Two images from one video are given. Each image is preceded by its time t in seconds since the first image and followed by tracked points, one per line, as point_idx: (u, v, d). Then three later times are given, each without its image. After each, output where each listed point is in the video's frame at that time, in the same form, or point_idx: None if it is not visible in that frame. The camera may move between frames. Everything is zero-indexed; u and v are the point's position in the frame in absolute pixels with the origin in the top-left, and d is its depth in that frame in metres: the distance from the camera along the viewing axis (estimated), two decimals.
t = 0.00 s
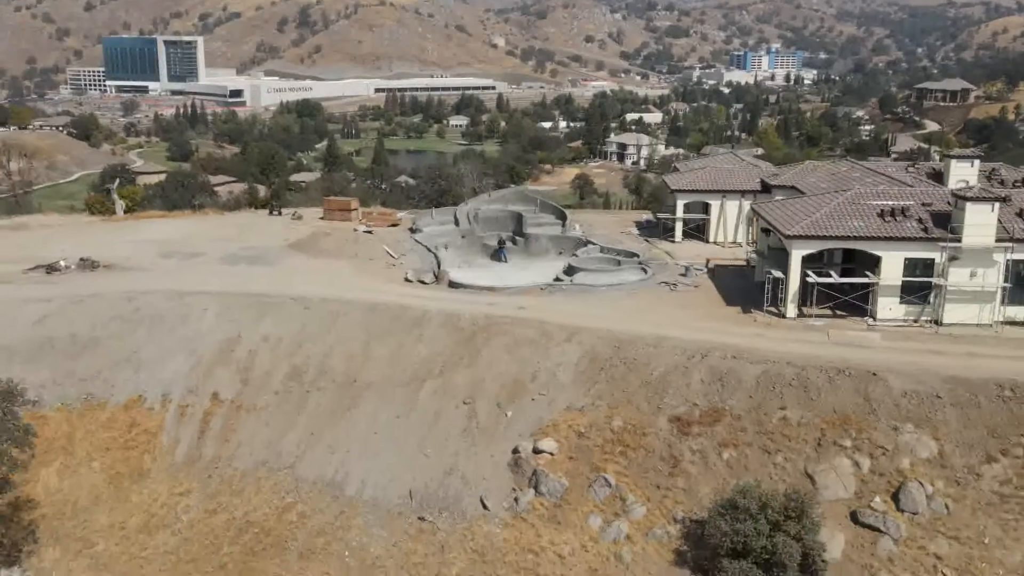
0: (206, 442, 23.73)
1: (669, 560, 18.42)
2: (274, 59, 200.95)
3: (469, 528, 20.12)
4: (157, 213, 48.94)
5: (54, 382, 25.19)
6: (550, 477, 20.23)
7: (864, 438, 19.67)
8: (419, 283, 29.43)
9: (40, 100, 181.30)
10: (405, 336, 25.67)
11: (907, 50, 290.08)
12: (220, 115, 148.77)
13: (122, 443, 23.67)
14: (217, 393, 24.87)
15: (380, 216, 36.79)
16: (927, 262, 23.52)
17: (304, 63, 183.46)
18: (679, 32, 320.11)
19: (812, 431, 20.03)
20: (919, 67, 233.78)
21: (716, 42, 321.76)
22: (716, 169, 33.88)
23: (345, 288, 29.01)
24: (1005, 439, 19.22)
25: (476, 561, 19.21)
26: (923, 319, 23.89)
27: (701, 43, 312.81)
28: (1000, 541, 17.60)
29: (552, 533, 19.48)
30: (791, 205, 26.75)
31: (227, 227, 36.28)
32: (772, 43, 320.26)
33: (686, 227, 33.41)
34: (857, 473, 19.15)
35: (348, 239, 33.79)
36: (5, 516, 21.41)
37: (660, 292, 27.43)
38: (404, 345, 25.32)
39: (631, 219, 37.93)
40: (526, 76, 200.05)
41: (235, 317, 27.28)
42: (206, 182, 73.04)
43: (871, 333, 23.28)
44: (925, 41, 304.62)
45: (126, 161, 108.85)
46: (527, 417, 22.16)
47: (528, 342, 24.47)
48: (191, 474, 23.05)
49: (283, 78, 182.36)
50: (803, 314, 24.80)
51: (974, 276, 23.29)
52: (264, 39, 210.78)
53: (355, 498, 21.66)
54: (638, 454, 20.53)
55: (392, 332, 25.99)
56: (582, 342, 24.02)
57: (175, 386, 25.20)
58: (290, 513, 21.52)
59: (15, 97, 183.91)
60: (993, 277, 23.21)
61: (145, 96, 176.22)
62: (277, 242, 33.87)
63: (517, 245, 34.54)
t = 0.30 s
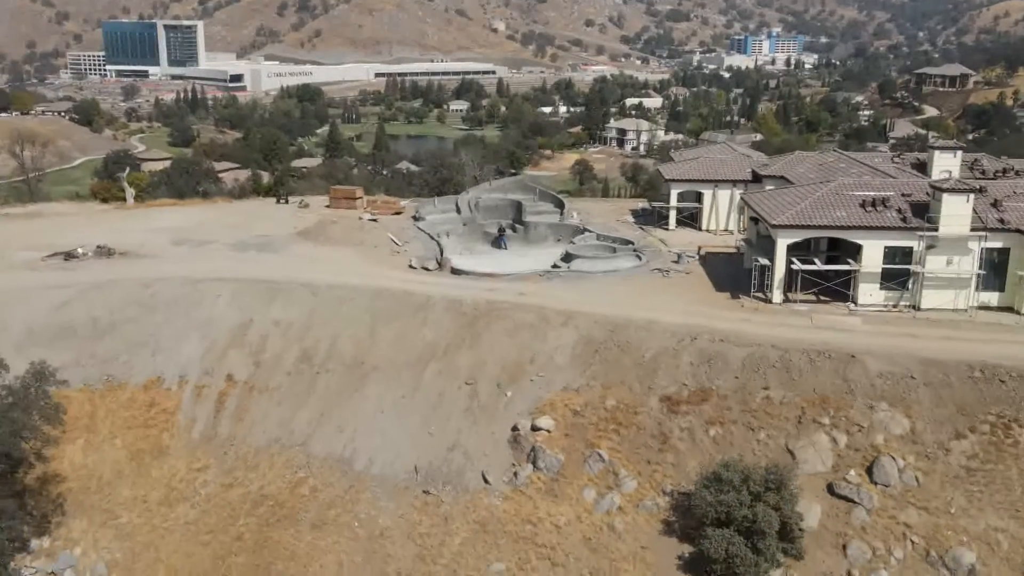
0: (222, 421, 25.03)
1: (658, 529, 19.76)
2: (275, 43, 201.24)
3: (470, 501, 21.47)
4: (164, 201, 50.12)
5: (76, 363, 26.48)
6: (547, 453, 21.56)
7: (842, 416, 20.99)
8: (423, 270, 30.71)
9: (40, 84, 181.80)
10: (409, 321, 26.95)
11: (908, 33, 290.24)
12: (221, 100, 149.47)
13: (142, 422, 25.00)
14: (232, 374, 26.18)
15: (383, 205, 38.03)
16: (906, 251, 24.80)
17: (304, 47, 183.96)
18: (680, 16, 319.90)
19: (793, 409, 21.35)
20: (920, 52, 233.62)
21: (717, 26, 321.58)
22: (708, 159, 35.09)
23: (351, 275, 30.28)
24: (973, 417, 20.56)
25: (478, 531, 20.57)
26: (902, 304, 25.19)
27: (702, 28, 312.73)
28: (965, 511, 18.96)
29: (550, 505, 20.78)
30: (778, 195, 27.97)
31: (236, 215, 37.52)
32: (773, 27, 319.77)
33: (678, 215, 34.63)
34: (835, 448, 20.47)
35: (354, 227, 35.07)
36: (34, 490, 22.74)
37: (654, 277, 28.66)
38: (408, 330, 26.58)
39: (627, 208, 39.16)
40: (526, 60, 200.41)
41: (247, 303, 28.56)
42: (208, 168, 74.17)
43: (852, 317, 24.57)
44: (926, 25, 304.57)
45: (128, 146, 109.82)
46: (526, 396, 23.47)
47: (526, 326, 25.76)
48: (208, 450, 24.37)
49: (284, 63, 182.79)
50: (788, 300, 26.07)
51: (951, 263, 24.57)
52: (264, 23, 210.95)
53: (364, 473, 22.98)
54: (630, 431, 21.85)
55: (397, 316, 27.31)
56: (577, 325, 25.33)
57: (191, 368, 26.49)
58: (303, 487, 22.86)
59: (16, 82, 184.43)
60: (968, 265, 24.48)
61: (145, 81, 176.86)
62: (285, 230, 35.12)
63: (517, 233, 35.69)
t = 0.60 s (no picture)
0: (236, 400, 26.34)
1: (649, 500, 21.08)
2: (275, 28, 201.54)
3: (473, 475, 22.81)
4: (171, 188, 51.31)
5: (96, 345, 27.74)
6: (545, 430, 22.89)
7: (823, 395, 22.29)
8: (427, 257, 31.97)
9: (41, 69, 182.26)
10: (414, 306, 28.21)
11: (909, 18, 290.14)
12: (221, 85, 150.24)
13: (161, 401, 26.29)
14: (245, 356, 27.48)
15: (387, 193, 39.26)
16: (887, 238, 26.05)
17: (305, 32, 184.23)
18: (681, 0, 319.53)
19: (777, 389, 22.66)
20: (921, 36, 233.76)
21: (717, 11, 321.18)
22: (702, 150, 36.29)
23: (359, 261, 31.55)
24: (945, 395, 21.88)
25: (480, 503, 21.92)
26: (884, 290, 26.48)
27: (702, 13, 312.45)
28: (936, 483, 20.28)
29: (547, 478, 22.13)
30: (767, 185, 29.20)
31: (244, 203, 38.73)
32: (774, 11, 319.43)
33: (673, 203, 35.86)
34: (816, 425, 21.77)
35: (359, 216, 36.29)
36: (60, 464, 24.02)
37: (648, 264, 29.93)
38: (413, 314, 27.85)
39: (624, 195, 40.35)
40: (526, 45, 200.80)
41: (259, 288, 29.81)
42: (211, 154, 75.33)
43: (836, 302, 25.86)
44: (928, 9, 304.49)
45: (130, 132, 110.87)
46: (525, 376, 24.77)
47: (525, 310, 27.05)
48: (225, 428, 25.68)
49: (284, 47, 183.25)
50: (775, 285, 27.31)
51: (930, 250, 25.83)
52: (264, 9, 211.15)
53: (372, 450, 24.30)
54: (623, 409, 23.17)
55: (402, 301, 28.57)
56: (574, 310, 26.61)
57: (207, 350, 27.77)
58: (314, 462, 24.22)
59: (17, 67, 184.93)
60: (946, 252, 25.76)
61: (145, 65, 177.46)
62: (293, 218, 36.33)
63: (517, 221, 36.85)
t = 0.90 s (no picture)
0: (249, 388, 27.56)
1: (642, 482, 22.39)
2: (275, 21, 202.15)
3: (476, 458, 24.09)
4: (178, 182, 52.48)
5: (114, 336, 28.93)
6: (544, 416, 24.16)
7: (807, 382, 23.56)
8: (431, 251, 33.20)
9: (42, 61, 182.88)
10: (419, 299, 29.46)
11: (910, 10, 290.59)
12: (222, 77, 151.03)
13: (178, 388, 27.51)
14: (258, 345, 28.73)
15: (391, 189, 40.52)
16: (871, 233, 27.29)
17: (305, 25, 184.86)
18: None
19: (763, 376, 23.95)
20: (921, 28, 234.21)
21: (718, 3, 321.48)
22: (696, 147, 37.49)
23: (365, 255, 32.81)
24: (923, 382, 23.15)
25: (483, 484, 23.23)
26: (868, 283, 27.78)
27: (702, 5, 312.59)
28: (912, 465, 21.54)
29: (545, 461, 23.42)
30: (757, 181, 30.42)
31: (252, 199, 39.97)
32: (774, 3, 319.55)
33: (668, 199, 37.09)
34: (800, 411, 23.06)
35: (365, 211, 37.54)
36: (84, 448, 25.24)
37: (643, 258, 31.18)
38: (417, 306, 29.11)
39: (621, 191, 41.54)
40: (526, 37, 201.49)
41: (270, 281, 31.06)
42: (215, 147, 76.40)
43: (822, 294, 27.12)
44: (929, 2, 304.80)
45: (133, 125, 111.90)
46: (525, 365, 26.05)
47: (525, 303, 28.31)
48: (238, 415, 26.91)
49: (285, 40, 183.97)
50: (765, 278, 28.55)
51: (911, 245, 27.11)
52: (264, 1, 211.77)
53: (380, 435, 25.55)
54: (618, 395, 24.46)
55: (407, 294, 29.83)
56: (571, 302, 27.89)
57: (221, 341, 28.99)
58: (325, 446, 25.50)
59: (18, 59, 185.65)
60: (926, 246, 27.08)
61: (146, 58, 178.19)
62: (300, 213, 37.57)
63: (517, 216, 38.03)
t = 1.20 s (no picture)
0: (261, 384, 28.80)
1: (635, 471, 23.66)
2: (276, 22, 203.32)
3: (478, 450, 25.36)
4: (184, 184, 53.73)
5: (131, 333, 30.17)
6: (543, 409, 25.46)
7: (792, 377, 24.87)
8: (434, 253, 34.49)
9: (43, 62, 184.03)
10: (423, 299, 30.74)
11: (909, 11, 291.90)
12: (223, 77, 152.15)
13: (193, 384, 28.75)
14: (268, 343, 29.99)
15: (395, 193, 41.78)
16: (855, 236, 28.59)
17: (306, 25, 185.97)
18: None
19: (751, 373, 25.23)
20: (921, 29, 235.51)
21: (717, 4, 322.66)
22: (690, 152, 38.78)
23: (371, 256, 34.11)
24: (902, 377, 24.46)
25: (484, 474, 24.50)
26: (853, 283, 29.06)
27: (701, 6, 313.71)
28: (890, 455, 22.79)
29: (544, 453, 24.67)
30: (748, 185, 31.71)
31: (260, 201, 41.27)
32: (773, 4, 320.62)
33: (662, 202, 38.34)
34: (785, 405, 24.34)
35: (370, 214, 38.82)
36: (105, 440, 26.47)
37: (639, 259, 32.47)
38: (421, 306, 30.41)
39: (618, 194, 42.78)
40: (526, 37, 202.61)
41: (280, 281, 32.34)
42: (218, 149, 77.62)
43: (809, 294, 28.41)
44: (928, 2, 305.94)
45: (136, 125, 113.10)
46: (525, 362, 27.33)
47: (525, 302, 29.59)
48: (251, 409, 28.16)
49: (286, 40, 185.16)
50: (754, 279, 29.82)
51: (893, 247, 28.41)
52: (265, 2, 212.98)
53: (386, 428, 26.80)
54: (613, 390, 25.75)
55: (412, 293, 31.11)
56: (568, 302, 29.18)
57: (233, 338, 30.22)
58: (334, 439, 26.77)
59: (19, 59, 186.81)
60: (908, 248, 28.39)
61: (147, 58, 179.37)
62: (307, 216, 38.85)
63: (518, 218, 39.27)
